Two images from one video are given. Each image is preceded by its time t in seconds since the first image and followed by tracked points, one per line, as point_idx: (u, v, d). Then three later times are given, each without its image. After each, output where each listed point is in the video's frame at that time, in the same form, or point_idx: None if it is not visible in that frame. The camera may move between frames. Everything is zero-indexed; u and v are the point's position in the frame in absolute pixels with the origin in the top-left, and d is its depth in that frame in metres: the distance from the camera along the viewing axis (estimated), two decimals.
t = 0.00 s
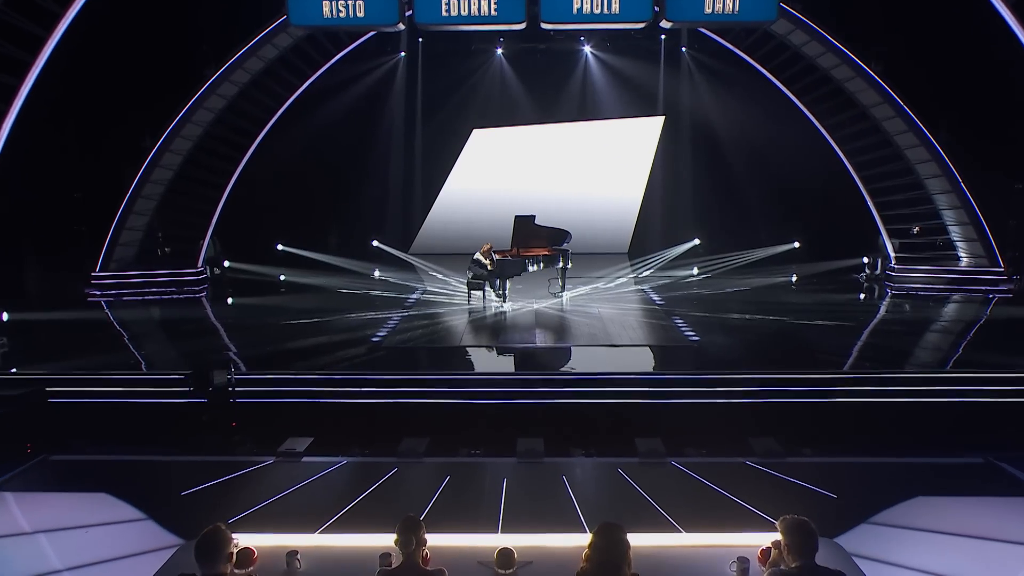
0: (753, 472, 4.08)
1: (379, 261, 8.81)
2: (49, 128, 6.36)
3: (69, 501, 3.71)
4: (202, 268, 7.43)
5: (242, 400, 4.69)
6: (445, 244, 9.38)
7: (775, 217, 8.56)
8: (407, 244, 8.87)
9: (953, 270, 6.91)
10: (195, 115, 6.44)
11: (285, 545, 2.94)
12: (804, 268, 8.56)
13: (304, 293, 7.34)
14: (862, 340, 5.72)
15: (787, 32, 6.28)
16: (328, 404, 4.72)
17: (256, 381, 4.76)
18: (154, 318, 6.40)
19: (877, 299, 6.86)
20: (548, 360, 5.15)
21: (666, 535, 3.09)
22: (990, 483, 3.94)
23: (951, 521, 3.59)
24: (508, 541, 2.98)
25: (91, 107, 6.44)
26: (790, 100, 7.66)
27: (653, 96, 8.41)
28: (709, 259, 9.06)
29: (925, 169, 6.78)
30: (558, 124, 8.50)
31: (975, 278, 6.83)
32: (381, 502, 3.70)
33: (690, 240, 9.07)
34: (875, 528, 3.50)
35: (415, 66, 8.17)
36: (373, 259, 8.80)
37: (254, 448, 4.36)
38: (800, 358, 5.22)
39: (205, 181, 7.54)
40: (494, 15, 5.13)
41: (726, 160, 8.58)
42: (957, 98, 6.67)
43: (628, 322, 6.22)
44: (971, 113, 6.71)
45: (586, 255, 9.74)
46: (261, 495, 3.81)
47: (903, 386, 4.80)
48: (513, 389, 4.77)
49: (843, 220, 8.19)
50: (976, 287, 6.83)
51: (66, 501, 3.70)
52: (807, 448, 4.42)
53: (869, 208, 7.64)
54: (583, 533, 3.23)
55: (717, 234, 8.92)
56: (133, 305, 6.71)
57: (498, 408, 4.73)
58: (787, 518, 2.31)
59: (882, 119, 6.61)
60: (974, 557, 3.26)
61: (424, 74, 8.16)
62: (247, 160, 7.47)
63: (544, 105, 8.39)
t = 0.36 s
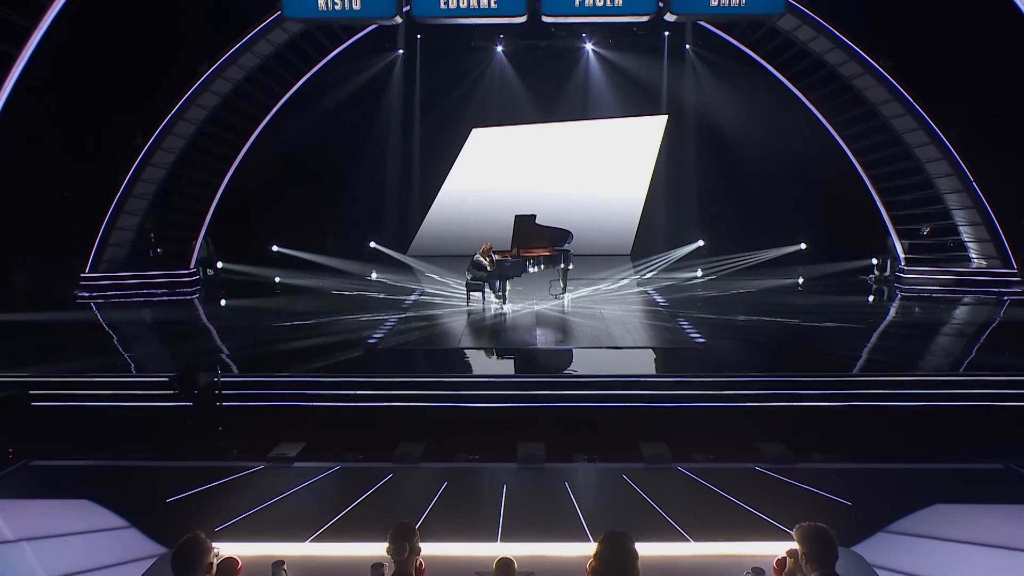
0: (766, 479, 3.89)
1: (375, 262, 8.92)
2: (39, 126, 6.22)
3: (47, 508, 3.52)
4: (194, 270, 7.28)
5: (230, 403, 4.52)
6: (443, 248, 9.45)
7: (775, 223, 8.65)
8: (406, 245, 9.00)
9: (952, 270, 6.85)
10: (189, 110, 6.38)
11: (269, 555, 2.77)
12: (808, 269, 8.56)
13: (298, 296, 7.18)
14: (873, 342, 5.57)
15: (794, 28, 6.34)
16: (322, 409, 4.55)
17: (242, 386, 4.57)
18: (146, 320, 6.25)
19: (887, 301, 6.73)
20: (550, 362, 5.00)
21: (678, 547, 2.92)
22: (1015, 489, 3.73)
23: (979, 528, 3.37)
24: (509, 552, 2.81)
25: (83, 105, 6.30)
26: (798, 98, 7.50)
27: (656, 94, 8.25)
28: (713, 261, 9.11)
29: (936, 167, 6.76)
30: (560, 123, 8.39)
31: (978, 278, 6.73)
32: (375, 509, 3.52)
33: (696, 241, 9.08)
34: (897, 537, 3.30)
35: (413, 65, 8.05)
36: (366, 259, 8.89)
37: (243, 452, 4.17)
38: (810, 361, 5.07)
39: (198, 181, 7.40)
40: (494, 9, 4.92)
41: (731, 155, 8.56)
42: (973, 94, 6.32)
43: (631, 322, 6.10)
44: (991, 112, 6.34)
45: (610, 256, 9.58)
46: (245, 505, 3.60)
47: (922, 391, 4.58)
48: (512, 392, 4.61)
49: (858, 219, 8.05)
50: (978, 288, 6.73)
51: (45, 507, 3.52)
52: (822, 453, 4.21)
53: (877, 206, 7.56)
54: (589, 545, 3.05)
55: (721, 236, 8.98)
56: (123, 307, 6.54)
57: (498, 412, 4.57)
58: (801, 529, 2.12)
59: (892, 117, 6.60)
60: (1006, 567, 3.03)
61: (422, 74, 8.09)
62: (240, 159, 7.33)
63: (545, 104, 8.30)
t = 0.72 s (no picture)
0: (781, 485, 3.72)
1: (373, 264, 8.83)
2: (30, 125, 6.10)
3: (23, 516, 3.34)
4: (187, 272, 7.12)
5: (216, 407, 4.30)
6: (443, 250, 9.32)
7: (781, 223, 8.50)
8: (404, 249, 8.93)
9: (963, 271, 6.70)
10: (179, 109, 6.17)
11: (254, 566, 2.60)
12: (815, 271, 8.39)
13: (294, 299, 7.01)
14: (884, 344, 5.42)
15: (801, 24, 6.12)
16: (314, 414, 4.36)
17: (230, 390, 4.38)
18: (138, 323, 6.10)
19: (897, 304, 6.57)
20: (551, 364, 4.85)
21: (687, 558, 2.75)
22: None
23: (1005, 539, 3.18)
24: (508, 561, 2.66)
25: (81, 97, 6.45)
26: (805, 97, 7.39)
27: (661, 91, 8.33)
28: (717, 263, 8.89)
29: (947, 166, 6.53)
30: (560, 123, 8.40)
31: (985, 282, 6.61)
32: (371, 518, 3.35)
33: (700, 244, 8.89)
34: (921, 547, 3.13)
35: (411, 62, 8.10)
36: (363, 261, 8.82)
37: (232, 458, 4.00)
38: (820, 363, 4.92)
39: (193, 181, 7.27)
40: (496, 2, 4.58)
41: (738, 155, 8.46)
42: (978, 78, 6.45)
43: (634, 324, 5.96)
44: (992, 100, 6.50)
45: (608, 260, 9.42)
46: (230, 515, 3.40)
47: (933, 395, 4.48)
48: (513, 396, 4.43)
49: (863, 220, 7.94)
50: (981, 292, 6.62)
51: (23, 515, 3.34)
52: (838, 459, 4.02)
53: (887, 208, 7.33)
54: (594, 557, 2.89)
55: (724, 237, 8.81)
56: (115, 310, 6.39)
57: (499, 417, 4.40)
58: (818, 543, 1.95)
59: (901, 116, 6.33)
60: None
61: (421, 72, 8.14)
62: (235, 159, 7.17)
63: (546, 103, 8.35)
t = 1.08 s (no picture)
0: (795, 494, 3.49)
1: (372, 266, 8.74)
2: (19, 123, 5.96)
3: None
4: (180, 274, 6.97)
5: (203, 412, 4.20)
6: (446, 252, 9.23)
7: (788, 224, 8.38)
8: (401, 251, 8.76)
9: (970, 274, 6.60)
10: (173, 108, 6.05)
11: None
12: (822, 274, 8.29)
13: (289, 302, 6.84)
14: (895, 348, 5.26)
15: (809, 20, 6.03)
16: (308, 419, 4.20)
17: (222, 394, 4.28)
18: (128, 326, 5.93)
19: (908, 307, 6.39)
20: (553, 368, 4.69)
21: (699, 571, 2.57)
22: None
23: None
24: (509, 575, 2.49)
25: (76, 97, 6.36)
26: (813, 96, 7.30)
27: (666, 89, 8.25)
28: (722, 266, 8.89)
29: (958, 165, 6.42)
30: (562, 123, 8.33)
31: (997, 284, 6.46)
32: (363, 529, 3.17)
33: (705, 245, 8.83)
34: (945, 562, 2.96)
35: (411, 60, 8.05)
36: (364, 263, 8.72)
37: (220, 465, 3.82)
38: (831, 367, 4.76)
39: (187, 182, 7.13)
40: None
41: (743, 152, 8.35)
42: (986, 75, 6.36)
43: (639, 328, 5.79)
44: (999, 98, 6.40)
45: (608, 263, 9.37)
46: (210, 527, 3.22)
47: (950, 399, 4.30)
48: (514, 401, 4.27)
49: (871, 220, 7.88)
50: (987, 296, 6.52)
51: None
52: (854, 466, 3.84)
53: (896, 206, 7.18)
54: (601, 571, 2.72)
55: (729, 239, 8.74)
56: (105, 314, 6.23)
57: (500, 422, 4.23)
58: (843, 556, 1.77)
59: (910, 114, 6.23)
60: None
61: (420, 71, 8.09)
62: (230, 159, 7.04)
63: (548, 103, 8.28)
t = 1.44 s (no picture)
0: (810, 504, 3.32)
1: (371, 269, 8.92)
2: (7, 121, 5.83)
3: None
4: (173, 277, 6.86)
5: (190, 418, 3.99)
6: (451, 251, 9.30)
7: (798, 228, 8.35)
8: (400, 254, 9.00)
9: (986, 277, 6.42)
10: (167, 106, 5.98)
11: None
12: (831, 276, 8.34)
13: (286, 305, 6.69)
14: (907, 351, 5.10)
15: (816, 16, 5.99)
16: (305, 422, 4.03)
17: (207, 397, 4.06)
18: (119, 330, 5.78)
19: (920, 311, 6.23)
20: (555, 373, 4.51)
21: None
22: None
23: None
24: None
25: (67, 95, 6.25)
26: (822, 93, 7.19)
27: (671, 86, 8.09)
28: (728, 269, 8.95)
29: (971, 164, 6.31)
30: (566, 123, 8.31)
31: (1011, 286, 6.32)
32: (358, 539, 2.99)
33: (708, 248, 8.90)
34: (975, 573, 2.73)
35: (410, 59, 7.96)
36: (363, 267, 8.86)
37: (208, 473, 3.64)
38: (844, 371, 4.58)
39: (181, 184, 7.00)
40: None
41: (751, 147, 8.29)
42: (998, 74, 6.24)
43: (644, 331, 5.62)
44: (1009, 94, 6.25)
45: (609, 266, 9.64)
46: (198, 537, 3.01)
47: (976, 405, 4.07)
48: (517, 405, 4.09)
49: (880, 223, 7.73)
50: (1003, 298, 6.35)
51: None
52: (870, 475, 3.65)
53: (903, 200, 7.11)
54: None
55: (734, 242, 8.75)
56: (96, 318, 6.08)
57: (501, 428, 4.07)
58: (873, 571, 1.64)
59: (922, 112, 6.14)
60: None
61: (419, 71, 8.00)
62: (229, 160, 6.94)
63: (550, 103, 8.17)
